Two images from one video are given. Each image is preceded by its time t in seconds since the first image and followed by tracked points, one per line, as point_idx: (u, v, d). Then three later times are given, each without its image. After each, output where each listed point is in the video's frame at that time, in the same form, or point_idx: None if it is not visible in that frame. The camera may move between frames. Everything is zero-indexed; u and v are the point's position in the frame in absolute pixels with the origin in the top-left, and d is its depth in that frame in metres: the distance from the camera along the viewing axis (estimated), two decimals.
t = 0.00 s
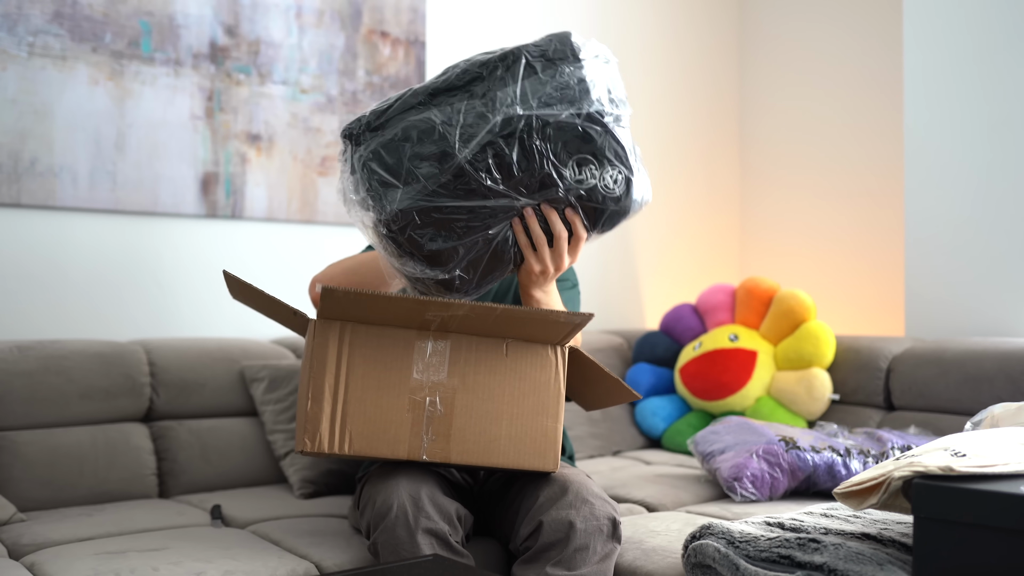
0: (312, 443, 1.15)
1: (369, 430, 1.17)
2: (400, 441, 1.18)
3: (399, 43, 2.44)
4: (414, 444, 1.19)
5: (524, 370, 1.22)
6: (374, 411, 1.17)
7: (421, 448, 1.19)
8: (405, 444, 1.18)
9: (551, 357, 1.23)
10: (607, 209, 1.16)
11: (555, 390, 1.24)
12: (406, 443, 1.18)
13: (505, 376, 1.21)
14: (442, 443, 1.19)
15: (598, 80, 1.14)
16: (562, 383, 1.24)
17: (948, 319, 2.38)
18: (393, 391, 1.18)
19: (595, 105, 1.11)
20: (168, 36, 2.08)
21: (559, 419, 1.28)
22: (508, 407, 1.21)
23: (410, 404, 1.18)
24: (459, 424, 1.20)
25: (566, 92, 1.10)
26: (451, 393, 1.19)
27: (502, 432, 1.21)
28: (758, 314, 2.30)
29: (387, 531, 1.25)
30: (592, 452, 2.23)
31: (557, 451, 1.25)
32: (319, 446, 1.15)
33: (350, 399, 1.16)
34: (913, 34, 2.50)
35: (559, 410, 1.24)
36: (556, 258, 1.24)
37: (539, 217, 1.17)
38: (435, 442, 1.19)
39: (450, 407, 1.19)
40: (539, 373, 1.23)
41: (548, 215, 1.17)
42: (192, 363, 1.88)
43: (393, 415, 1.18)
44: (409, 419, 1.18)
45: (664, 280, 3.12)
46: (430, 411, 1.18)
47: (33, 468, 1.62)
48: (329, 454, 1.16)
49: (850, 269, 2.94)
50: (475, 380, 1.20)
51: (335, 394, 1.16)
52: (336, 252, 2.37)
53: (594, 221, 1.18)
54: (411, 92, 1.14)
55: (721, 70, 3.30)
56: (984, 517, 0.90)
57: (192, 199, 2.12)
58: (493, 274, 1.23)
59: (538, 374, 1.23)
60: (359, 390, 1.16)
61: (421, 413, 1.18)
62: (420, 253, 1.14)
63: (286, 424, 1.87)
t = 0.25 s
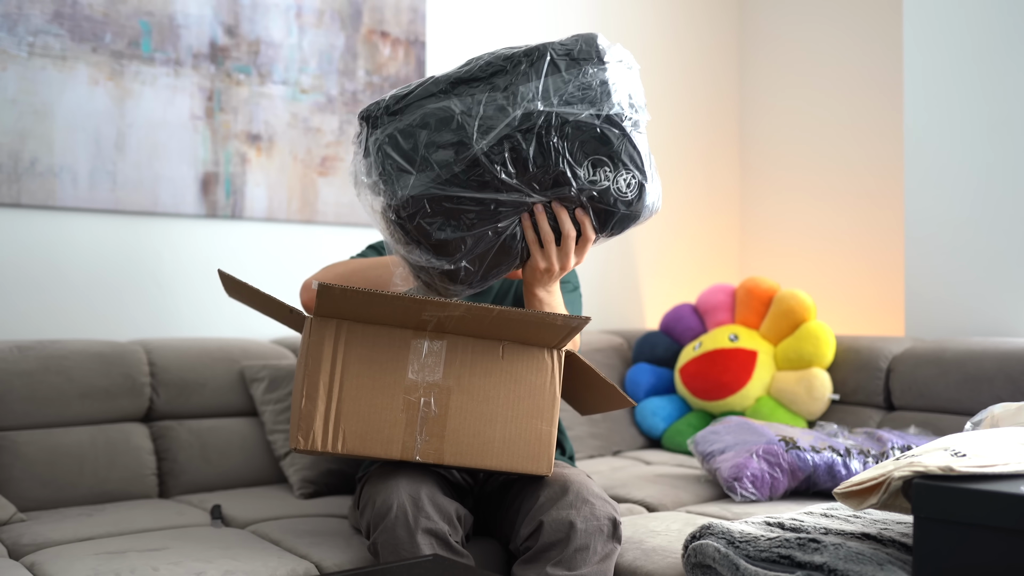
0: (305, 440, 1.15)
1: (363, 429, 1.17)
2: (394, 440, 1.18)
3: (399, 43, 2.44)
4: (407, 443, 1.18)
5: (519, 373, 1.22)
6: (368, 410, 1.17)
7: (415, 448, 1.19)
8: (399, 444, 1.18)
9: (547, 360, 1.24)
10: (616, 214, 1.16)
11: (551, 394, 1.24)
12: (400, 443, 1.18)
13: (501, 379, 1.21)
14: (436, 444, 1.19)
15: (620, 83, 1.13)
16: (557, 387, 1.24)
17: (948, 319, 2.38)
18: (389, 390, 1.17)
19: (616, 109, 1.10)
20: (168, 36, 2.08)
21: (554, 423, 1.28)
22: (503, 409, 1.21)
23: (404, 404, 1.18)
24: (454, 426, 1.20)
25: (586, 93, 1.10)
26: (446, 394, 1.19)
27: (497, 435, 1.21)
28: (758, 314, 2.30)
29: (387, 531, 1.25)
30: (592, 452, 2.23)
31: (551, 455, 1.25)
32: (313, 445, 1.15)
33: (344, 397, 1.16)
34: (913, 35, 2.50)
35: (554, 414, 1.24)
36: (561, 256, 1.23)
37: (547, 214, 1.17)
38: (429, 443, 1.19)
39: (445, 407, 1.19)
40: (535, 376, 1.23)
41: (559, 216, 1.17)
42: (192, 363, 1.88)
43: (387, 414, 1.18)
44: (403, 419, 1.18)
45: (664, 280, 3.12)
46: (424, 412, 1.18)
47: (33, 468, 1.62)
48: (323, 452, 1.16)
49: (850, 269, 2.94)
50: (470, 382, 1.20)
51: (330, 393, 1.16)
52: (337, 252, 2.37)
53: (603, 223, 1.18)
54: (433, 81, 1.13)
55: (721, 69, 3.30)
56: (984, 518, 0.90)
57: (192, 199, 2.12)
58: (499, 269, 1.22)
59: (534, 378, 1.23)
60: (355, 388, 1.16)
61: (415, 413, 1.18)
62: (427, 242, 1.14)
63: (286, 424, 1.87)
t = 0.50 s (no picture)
0: (305, 440, 1.15)
1: (363, 429, 1.17)
2: (394, 440, 1.18)
3: (399, 43, 2.44)
4: (407, 443, 1.18)
5: (519, 373, 1.22)
6: (368, 410, 1.17)
7: (414, 448, 1.19)
8: (398, 444, 1.18)
9: (547, 360, 1.24)
10: (626, 204, 1.15)
11: (551, 393, 1.24)
12: (400, 443, 1.18)
13: (501, 379, 1.21)
14: (436, 444, 1.19)
15: (633, 74, 1.14)
16: (557, 386, 1.24)
17: (948, 318, 2.38)
18: (388, 390, 1.17)
19: (629, 99, 1.11)
20: (168, 36, 2.08)
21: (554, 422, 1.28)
22: (503, 409, 1.21)
23: (404, 404, 1.18)
24: (454, 425, 1.20)
25: (599, 82, 1.11)
26: (446, 393, 1.19)
27: (496, 434, 1.21)
28: (758, 314, 2.30)
29: (387, 531, 1.25)
30: (592, 452, 2.23)
31: (551, 455, 1.25)
32: (313, 445, 1.15)
33: (344, 397, 1.16)
34: (912, 35, 2.50)
35: (554, 413, 1.24)
36: (572, 247, 1.22)
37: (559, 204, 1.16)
38: (429, 442, 1.19)
39: (445, 407, 1.19)
40: (535, 375, 1.23)
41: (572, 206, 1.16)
42: (192, 363, 1.88)
43: (387, 414, 1.18)
44: (403, 418, 1.18)
45: (664, 280, 3.12)
46: (424, 412, 1.18)
47: (33, 468, 1.62)
48: (323, 452, 1.16)
49: (850, 269, 2.94)
50: (469, 382, 1.20)
51: (330, 392, 1.16)
52: (336, 251, 2.37)
53: (613, 213, 1.17)
54: (448, 68, 1.13)
55: (720, 69, 3.30)
56: (985, 518, 0.90)
57: (192, 199, 2.12)
58: (507, 259, 1.20)
59: (534, 377, 1.23)
60: (354, 388, 1.16)
61: (415, 413, 1.18)
62: (438, 228, 1.12)
63: (286, 424, 1.87)
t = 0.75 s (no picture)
0: (306, 437, 1.15)
1: (363, 427, 1.16)
2: (395, 439, 1.18)
3: (399, 43, 2.45)
4: (409, 441, 1.18)
5: (520, 372, 1.22)
6: (369, 408, 1.17)
7: (415, 446, 1.19)
8: (399, 442, 1.18)
9: (547, 360, 1.24)
10: (670, 186, 1.16)
11: (551, 393, 1.24)
12: (401, 441, 1.18)
13: (501, 378, 1.21)
14: (436, 442, 1.19)
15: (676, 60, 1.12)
16: (557, 387, 1.24)
17: (949, 319, 2.38)
18: (389, 389, 1.17)
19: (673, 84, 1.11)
20: (168, 36, 2.08)
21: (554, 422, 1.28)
22: (503, 408, 1.21)
23: (405, 402, 1.18)
24: (454, 425, 1.20)
25: (647, 68, 1.08)
26: (446, 392, 1.19)
27: (497, 434, 1.21)
28: (758, 314, 2.30)
29: (386, 530, 1.25)
30: (592, 452, 2.23)
31: (551, 456, 1.25)
32: (313, 443, 1.15)
33: (344, 395, 1.16)
34: (912, 35, 2.50)
35: (554, 414, 1.24)
36: (618, 228, 1.19)
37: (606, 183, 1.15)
38: (429, 441, 1.19)
39: (445, 406, 1.19)
40: (535, 375, 1.23)
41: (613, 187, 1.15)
42: (192, 363, 1.88)
43: (388, 413, 1.18)
44: (404, 417, 1.18)
45: (664, 279, 3.12)
46: (425, 410, 1.18)
47: (33, 468, 1.62)
48: (323, 451, 1.16)
49: (851, 269, 2.94)
50: (470, 381, 1.20)
51: (331, 390, 1.15)
52: (336, 251, 2.37)
53: (656, 194, 1.17)
54: (494, 51, 1.10)
55: (721, 69, 3.30)
56: (985, 518, 0.90)
57: (192, 199, 2.12)
58: (553, 241, 1.19)
59: (535, 377, 1.23)
60: (355, 386, 1.16)
61: (416, 412, 1.18)
62: (487, 211, 1.11)
63: (286, 424, 1.87)
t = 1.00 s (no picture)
0: (302, 442, 1.15)
1: (359, 430, 1.17)
2: (391, 441, 1.18)
3: (399, 43, 2.45)
4: (405, 443, 1.19)
5: (515, 371, 1.22)
6: (364, 411, 1.17)
7: (411, 448, 1.19)
8: (395, 444, 1.18)
9: (543, 359, 1.24)
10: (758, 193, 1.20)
11: (547, 391, 1.24)
12: (397, 443, 1.18)
13: (496, 378, 1.21)
14: (433, 443, 1.19)
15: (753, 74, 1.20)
16: (553, 385, 1.24)
17: (949, 319, 2.38)
18: (384, 391, 1.18)
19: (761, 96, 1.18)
20: (168, 36, 2.08)
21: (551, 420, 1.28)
22: (499, 408, 1.21)
23: (401, 404, 1.18)
24: (450, 425, 1.20)
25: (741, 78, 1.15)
26: (442, 393, 1.19)
27: (493, 433, 1.21)
28: (758, 314, 2.30)
29: (384, 531, 1.25)
30: (592, 452, 2.23)
31: (548, 454, 1.25)
32: (309, 447, 1.15)
33: (340, 399, 1.16)
34: (912, 35, 2.50)
35: (550, 412, 1.24)
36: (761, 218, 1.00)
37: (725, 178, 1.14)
38: (425, 442, 1.19)
39: (441, 407, 1.19)
40: (531, 374, 1.23)
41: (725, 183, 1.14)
42: (191, 363, 1.88)
43: (383, 415, 1.18)
44: (399, 419, 1.18)
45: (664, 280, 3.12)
46: (421, 411, 1.18)
47: (33, 468, 1.62)
48: (320, 454, 1.16)
49: (851, 269, 2.94)
50: (465, 381, 1.20)
51: (325, 394, 1.16)
52: (336, 251, 2.37)
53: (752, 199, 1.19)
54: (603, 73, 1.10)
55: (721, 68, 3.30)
56: (985, 518, 0.90)
57: (192, 199, 2.12)
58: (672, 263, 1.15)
59: (530, 375, 1.23)
60: (350, 389, 1.17)
61: (411, 413, 1.18)
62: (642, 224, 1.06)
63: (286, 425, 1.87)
